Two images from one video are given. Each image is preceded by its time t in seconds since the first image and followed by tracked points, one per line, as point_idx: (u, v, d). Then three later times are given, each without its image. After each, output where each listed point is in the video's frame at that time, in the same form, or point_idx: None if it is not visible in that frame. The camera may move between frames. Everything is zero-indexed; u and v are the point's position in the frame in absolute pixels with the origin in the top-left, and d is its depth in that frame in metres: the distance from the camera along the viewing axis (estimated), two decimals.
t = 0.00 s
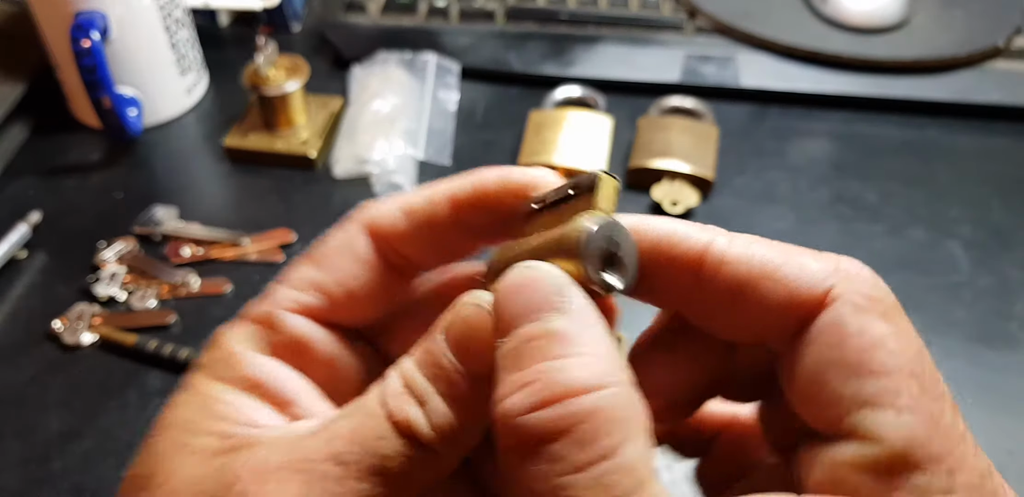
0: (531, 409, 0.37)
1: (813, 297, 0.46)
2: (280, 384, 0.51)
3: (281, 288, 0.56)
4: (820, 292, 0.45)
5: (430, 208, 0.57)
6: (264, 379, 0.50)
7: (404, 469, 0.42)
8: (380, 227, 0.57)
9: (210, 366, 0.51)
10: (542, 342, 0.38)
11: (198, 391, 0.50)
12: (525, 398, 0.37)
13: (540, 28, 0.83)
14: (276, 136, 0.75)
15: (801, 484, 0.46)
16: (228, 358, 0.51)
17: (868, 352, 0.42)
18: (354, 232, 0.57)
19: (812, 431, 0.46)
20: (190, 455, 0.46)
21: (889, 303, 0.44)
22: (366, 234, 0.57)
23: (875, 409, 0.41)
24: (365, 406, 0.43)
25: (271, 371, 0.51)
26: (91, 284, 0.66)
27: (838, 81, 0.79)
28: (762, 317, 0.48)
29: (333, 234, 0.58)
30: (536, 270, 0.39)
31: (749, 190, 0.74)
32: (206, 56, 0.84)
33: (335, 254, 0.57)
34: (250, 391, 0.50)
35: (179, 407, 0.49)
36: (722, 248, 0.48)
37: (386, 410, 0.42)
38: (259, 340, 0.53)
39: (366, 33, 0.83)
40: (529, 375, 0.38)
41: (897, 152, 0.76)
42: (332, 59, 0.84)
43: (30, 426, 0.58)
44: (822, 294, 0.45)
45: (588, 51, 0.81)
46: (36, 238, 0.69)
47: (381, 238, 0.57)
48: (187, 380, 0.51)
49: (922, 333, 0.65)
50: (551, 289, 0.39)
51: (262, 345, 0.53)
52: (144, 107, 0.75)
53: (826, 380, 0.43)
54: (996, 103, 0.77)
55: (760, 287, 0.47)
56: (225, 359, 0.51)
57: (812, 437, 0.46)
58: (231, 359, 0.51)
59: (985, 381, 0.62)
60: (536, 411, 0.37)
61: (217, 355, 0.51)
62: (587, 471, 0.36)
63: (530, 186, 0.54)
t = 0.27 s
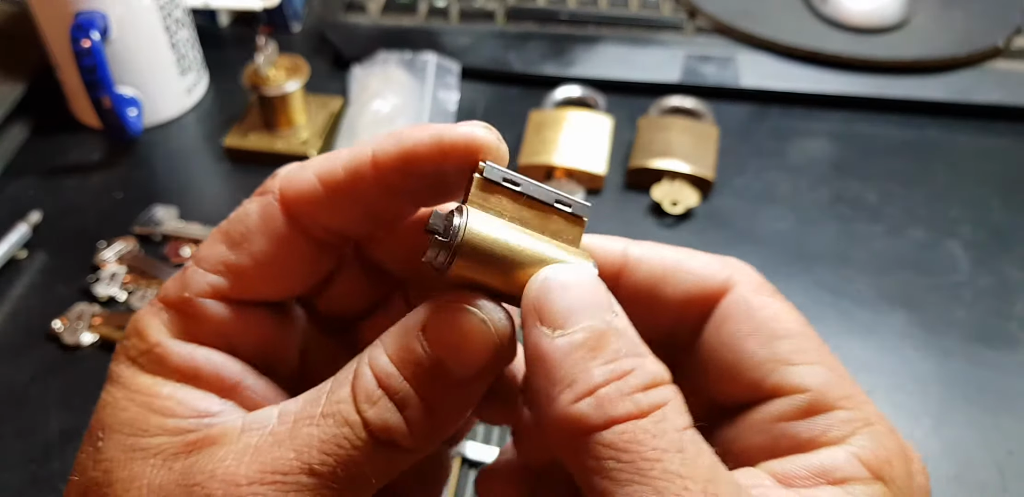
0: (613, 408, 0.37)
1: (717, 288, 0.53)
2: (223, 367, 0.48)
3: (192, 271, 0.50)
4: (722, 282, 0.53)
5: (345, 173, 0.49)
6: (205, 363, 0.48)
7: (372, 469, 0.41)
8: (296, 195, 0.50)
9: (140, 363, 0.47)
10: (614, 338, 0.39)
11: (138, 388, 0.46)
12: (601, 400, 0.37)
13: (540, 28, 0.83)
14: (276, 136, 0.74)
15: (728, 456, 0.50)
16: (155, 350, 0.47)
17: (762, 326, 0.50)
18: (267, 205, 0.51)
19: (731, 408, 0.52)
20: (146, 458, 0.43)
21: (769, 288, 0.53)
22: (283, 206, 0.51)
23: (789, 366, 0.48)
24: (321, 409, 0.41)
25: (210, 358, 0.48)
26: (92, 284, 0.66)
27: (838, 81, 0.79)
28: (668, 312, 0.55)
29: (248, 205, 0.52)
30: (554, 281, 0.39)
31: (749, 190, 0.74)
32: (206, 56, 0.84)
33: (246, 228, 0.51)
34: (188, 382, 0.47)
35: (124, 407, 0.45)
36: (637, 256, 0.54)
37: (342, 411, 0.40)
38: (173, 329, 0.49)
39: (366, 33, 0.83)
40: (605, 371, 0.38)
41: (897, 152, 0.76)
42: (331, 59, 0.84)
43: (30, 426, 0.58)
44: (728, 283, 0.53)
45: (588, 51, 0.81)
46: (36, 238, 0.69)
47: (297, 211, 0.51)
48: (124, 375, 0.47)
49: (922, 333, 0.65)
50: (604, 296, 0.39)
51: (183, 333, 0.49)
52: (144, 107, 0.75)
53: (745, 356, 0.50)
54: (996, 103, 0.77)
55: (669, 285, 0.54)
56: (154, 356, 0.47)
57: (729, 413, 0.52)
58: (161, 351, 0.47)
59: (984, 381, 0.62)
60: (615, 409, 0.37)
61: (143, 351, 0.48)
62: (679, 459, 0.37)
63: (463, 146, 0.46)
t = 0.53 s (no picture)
0: (625, 411, 0.41)
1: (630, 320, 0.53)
2: (259, 375, 0.45)
3: (208, 266, 0.44)
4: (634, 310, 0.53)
5: (375, 171, 0.42)
6: (238, 367, 0.44)
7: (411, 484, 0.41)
8: (320, 188, 0.43)
9: (166, 363, 0.43)
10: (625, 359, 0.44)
11: (170, 389, 0.43)
12: (614, 406, 0.41)
13: (539, 29, 0.83)
14: (276, 136, 0.74)
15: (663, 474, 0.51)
16: (183, 351, 0.43)
17: (682, 343, 0.52)
18: (286, 198, 0.43)
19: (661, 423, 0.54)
20: (187, 466, 0.40)
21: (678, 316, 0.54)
22: (301, 200, 0.43)
23: (717, 373, 0.52)
24: (364, 423, 0.41)
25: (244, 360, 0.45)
26: (92, 284, 0.66)
27: (837, 82, 0.79)
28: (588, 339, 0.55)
29: (261, 193, 0.44)
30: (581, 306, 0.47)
31: (748, 190, 0.74)
32: (207, 56, 0.84)
33: (262, 223, 0.44)
34: (225, 386, 0.44)
35: (155, 410, 0.42)
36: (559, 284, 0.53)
37: (391, 430, 0.41)
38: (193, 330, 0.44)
39: (366, 33, 0.83)
40: (616, 385, 0.42)
41: (897, 152, 0.77)
42: (332, 60, 0.84)
43: (31, 426, 0.58)
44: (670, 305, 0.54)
45: (588, 51, 0.81)
46: (36, 239, 0.69)
47: (318, 206, 0.44)
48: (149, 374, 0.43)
49: (921, 333, 0.65)
50: (620, 328, 0.46)
51: (207, 333, 0.44)
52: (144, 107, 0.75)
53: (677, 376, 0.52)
54: (995, 103, 0.77)
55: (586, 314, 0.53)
56: (180, 357, 0.43)
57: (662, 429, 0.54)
58: (189, 351, 0.43)
59: (983, 380, 0.62)
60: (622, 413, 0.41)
61: (164, 351, 0.43)
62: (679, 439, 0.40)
63: (500, 178, 0.41)
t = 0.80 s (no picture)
0: (624, 413, 0.41)
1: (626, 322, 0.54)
2: (273, 382, 0.45)
3: (224, 273, 0.44)
4: (631, 312, 0.54)
5: (389, 183, 0.43)
6: (251, 372, 0.44)
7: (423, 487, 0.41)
8: (336, 199, 0.43)
9: (178, 368, 0.44)
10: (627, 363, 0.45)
11: (180, 393, 0.43)
12: (613, 407, 0.41)
13: (539, 29, 0.83)
14: (276, 136, 0.74)
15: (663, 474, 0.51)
16: (196, 356, 0.44)
17: (676, 344, 0.53)
18: (302, 208, 0.44)
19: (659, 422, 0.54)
20: (198, 469, 0.40)
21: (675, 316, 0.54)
22: (318, 211, 0.44)
23: (712, 371, 0.52)
24: (372, 426, 0.41)
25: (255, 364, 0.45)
26: (92, 284, 0.66)
27: (837, 82, 0.79)
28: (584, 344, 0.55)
29: (278, 203, 0.44)
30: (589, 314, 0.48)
31: (748, 190, 0.74)
32: (207, 56, 0.84)
33: (280, 233, 0.44)
34: (236, 390, 0.44)
35: (167, 414, 0.42)
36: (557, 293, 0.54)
37: (399, 433, 0.40)
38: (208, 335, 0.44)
39: (366, 33, 0.83)
40: (617, 388, 0.42)
41: (897, 152, 0.77)
42: (332, 60, 0.84)
43: (31, 426, 0.58)
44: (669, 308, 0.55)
45: (588, 51, 0.81)
46: (37, 239, 0.69)
47: (335, 217, 0.44)
48: (160, 378, 0.43)
49: (921, 333, 0.65)
50: (620, 334, 0.47)
51: (221, 338, 0.45)
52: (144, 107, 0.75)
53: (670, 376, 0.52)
54: (995, 104, 0.77)
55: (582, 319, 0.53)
56: (193, 362, 0.44)
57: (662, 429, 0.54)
58: (201, 355, 0.44)
59: (982, 380, 0.62)
60: (621, 415, 0.41)
61: (178, 355, 0.44)
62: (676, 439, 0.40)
63: (513, 186, 0.40)
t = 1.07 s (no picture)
0: (643, 408, 0.41)
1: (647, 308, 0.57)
2: (269, 388, 0.43)
3: (221, 275, 0.43)
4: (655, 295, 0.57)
5: (400, 179, 0.42)
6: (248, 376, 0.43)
7: (417, 477, 0.42)
8: (342, 199, 0.42)
9: (172, 373, 0.42)
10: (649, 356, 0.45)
11: (175, 401, 0.42)
12: (633, 401, 0.41)
13: (539, 29, 0.83)
14: (276, 136, 0.74)
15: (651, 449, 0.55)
16: (190, 361, 0.42)
17: (685, 326, 0.56)
18: (306, 209, 0.42)
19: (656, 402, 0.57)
20: (198, 481, 0.40)
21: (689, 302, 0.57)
22: (323, 213, 0.42)
23: (712, 357, 0.55)
24: (370, 427, 0.41)
25: (251, 365, 0.43)
26: (92, 284, 0.66)
27: (838, 82, 0.79)
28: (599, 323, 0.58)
29: (281, 206, 0.43)
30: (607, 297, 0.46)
31: (748, 190, 0.74)
32: (207, 56, 0.84)
33: (282, 235, 0.42)
34: (231, 394, 0.43)
35: (163, 424, 0.41)
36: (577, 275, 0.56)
37: (397, 431, 0.41)
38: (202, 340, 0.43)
39: (366, 33, 0.83)
40: (637, 381, 0.43)
41: (897, 152, 0.77)
42: (332, 60, 0.84)
43: (31, 426, 0.58)
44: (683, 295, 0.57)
45: (588, 52, 0.81)
46: (37, 239, 0.69)
47: (341, 219, 0.43)
48: (153, 385, 0.42)
49: (921, 333, 0.65)
50: (643, 322, 0.46)
51: (216, 343, 0.43)
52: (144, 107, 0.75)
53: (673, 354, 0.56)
54: (996, 104, 0.77)
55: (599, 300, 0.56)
56: (189, 366, 0.42)
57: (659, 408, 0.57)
58: (194, 361, 0.42)
59: (983, 381, 0.62)
60: (638, 409, 0.41)
61: (173, 360, 0.42)
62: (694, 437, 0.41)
63: (528, 163, 0.41)
